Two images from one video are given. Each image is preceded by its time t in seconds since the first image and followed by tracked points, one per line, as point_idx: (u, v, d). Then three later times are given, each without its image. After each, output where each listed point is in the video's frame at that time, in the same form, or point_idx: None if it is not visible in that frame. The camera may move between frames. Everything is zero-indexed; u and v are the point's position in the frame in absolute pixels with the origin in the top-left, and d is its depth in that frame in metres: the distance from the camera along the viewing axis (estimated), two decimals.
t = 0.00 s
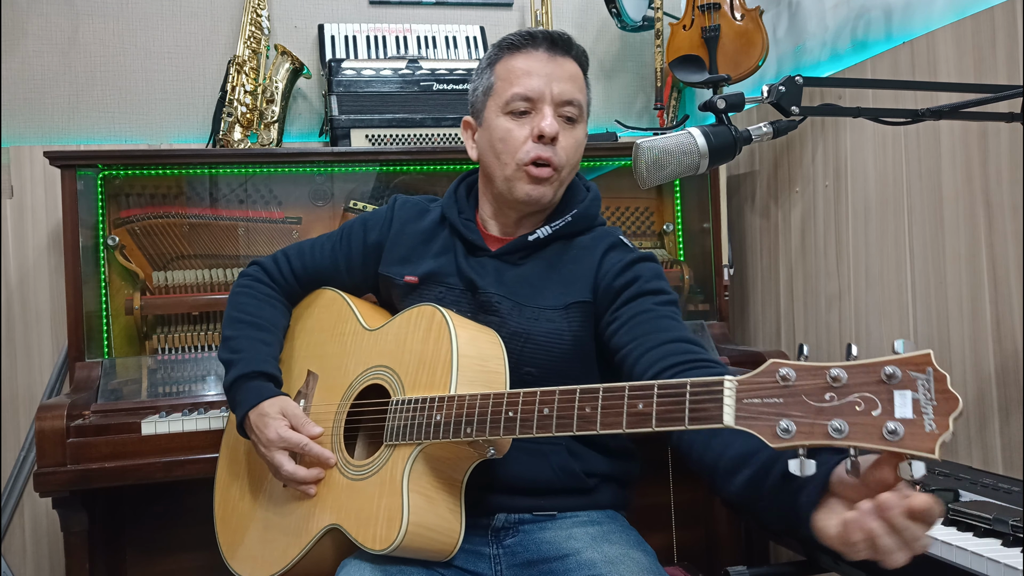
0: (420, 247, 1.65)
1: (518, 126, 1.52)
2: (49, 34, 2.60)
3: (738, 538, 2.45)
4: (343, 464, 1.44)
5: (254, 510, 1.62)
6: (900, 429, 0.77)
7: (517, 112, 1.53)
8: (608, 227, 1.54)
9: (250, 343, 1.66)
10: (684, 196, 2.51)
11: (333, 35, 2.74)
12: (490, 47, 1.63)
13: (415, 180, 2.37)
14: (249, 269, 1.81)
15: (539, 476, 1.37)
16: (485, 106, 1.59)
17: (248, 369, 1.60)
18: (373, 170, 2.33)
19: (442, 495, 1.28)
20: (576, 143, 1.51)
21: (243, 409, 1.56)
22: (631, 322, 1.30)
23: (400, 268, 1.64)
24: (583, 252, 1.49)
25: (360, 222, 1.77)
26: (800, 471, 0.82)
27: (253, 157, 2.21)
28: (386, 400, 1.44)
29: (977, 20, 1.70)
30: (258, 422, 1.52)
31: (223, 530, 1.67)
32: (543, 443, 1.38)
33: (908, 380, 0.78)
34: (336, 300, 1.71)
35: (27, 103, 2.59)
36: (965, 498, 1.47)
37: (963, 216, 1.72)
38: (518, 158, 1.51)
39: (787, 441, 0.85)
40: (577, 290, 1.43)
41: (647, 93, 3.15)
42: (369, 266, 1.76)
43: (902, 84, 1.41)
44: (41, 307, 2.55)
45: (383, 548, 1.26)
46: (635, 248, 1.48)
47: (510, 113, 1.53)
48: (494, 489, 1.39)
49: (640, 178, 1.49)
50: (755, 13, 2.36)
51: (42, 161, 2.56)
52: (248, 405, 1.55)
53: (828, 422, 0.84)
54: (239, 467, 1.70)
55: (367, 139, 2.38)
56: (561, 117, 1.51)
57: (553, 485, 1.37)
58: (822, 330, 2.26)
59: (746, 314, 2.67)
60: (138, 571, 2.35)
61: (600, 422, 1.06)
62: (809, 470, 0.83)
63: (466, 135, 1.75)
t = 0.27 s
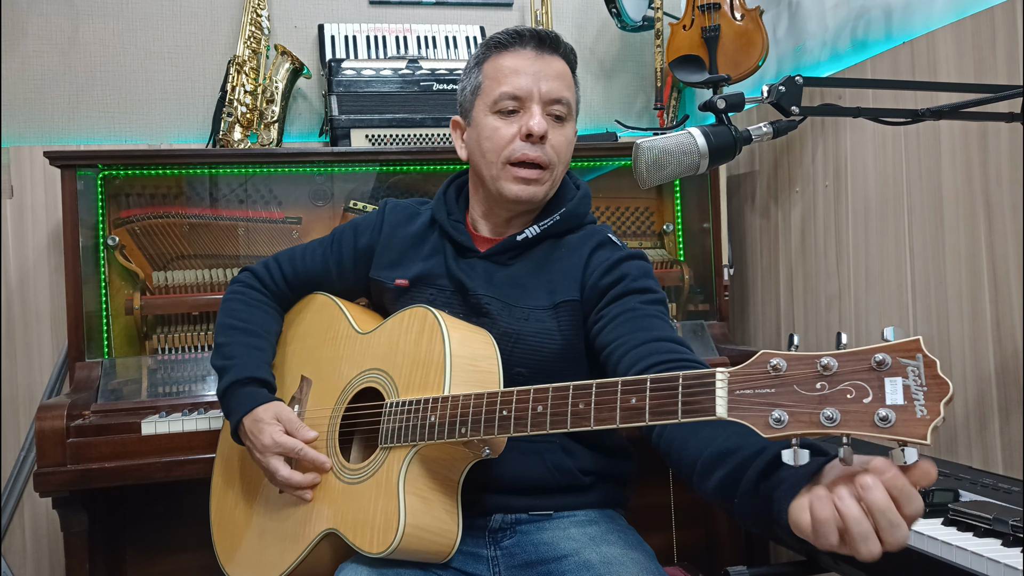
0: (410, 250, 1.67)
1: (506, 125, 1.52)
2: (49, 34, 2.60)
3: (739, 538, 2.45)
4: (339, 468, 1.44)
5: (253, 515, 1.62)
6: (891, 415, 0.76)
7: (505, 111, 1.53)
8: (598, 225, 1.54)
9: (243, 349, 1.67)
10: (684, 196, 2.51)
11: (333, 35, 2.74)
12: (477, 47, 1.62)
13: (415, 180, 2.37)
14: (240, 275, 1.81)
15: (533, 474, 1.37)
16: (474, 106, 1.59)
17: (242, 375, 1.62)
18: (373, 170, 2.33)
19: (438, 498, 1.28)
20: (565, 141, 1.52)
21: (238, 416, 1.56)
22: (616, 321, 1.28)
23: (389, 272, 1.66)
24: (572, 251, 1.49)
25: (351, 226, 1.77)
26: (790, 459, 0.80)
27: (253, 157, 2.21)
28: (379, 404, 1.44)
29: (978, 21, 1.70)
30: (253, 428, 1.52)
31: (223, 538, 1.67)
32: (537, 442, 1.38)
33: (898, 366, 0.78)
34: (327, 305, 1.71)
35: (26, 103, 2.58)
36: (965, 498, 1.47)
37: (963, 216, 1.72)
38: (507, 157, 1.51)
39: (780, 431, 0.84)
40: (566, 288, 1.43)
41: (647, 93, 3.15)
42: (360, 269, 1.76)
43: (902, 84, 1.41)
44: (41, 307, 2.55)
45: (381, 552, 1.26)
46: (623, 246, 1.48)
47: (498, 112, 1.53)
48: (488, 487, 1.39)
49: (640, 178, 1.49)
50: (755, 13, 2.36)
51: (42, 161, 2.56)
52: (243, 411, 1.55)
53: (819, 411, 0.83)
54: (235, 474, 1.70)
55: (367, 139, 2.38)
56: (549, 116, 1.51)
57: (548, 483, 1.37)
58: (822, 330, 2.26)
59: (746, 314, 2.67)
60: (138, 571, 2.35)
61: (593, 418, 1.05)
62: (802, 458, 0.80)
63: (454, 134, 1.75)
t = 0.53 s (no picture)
0: (403, 252, 1.67)
1: (501, 126, 1.52)
2: (49, 34, 2.60)
3: (738, 538, 2.45)
4: (335, 472, 1.44)
5: (251, 518, 1.62)
6: (877, 415, 0.76)
7: (499, 111, 1.52)
8: (592, 224, 1.53)
9: (239, 353, 1.66)
10: (684, 196, 2.51)
11: (334, 35, 2.74)
12: (469, 47, 1.62)
13: (414, 179, 2.37)
14: (236, 279, 1.81)
15: (529, 473, 1.37)
16: (467, 106, 1.59)
17: (237, 381, 1.60)
18: (373, 170, 2.33)
19: (433, 501, 1.28)
20: (560, 140, 1.52)
21: (233, 421, 1.56)
22: (613, 320, 1.28)
23: (383, 275, 1.66)
24: (567, 251, 1.48)
25: (344, 228, 1.77)
26: (776, 461, 0.81)
27: (252, 157, 2.21)
28: (373, 406, 1.44)
29: (977, 21, 1.70)
30: (249, 433, 1.52)
31: (222, 542, 1.67)
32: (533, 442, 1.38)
33: (884, 365, 0.78)
34: (321, 308, 1.72)
35: (27, 103, 2.58)
36: (965, 498, 1.47)
37: (963, 216, 1.72)
38: (503, 157, 1.50)
39: (766, 432, 0.84)
40: (559, 288, 1.42)
41: (647, 93, 3.15)
42: (354, 272, 1.77)
43: (902, 84, 1.41)
44: (41, 306, 2.55)
45: (375, 556, 1.26)
46: (617, 245, 1.47)
47: (493, 112, 1.53)
48: (485, 487, 1.39)
49: (640, 178, 1.48)
50: (755, 13, 2.36)
51: (42, 161, 2.56)
52: (239, 416, 1.56)
53: (805, 411, 0.83)
54: (233, 479, 1.70)
55: (367, 139, 2.38)
56: (543, 116, 1.51)
57: (545, 483, 1.37)
58: (822, 330, 2.26)
59: (746, 314, 2.67)
60: (138, 571, 2.35)
61: (582, 420, 1.06)
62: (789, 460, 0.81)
63: (449, 135, 1.75)
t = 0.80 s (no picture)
0: (401, 252, 1.67)
1: (502, 125, 1.52)
2: (49, 34, 2.60)
3: (738, 538, 2.45)
4: (334, 475, 1.44)
5: (252, 521, 1.62)
6: (874, 421, 0.76)
7: (501, 110, 1.52)
8: (591, 223, 1.52)
9: (238, 356, 1.66)
10: (684, 196, 2.51)
11: (334, 35, 2.74)
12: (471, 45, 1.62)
13: (414, 179, 2.37)
14: (235, 281, 1.81)
15: (528, 473, 1.37)
16: (469, 105, 1.59)
17: (236, 384, 1.60)
18: (373, 170, 2.33)
19: (432, 503, 1.28)
20: (561, 141, 1.52)
21: (233, 425, 1.56)
22: (610, 319, 1.27)
23: (381, 275, 1.66)
24: (565, 251, 1.48)
25: (342, 228, 1.77)
26: (773, 467, 0.82)
27: (253, 157, 2.21)
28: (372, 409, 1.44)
29: (977, 21, 1.70)
30: (248, 436, 1.53)
31: (223, 544, 1.68)
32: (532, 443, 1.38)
33: (881, 371, 0.78)
34: (320, 309, 1.72)
35: (26, 103, 2.58)
36: (965, 498, 1.47)
37: (963, 216, 1.73)
38: (504, 156, 1.50)
39: (763, 438, 0.85)
40: (557, 288, 1.42)
41: (647, 93, 3.15)
42: (353, 273, 1.77)
43: (902, 84, 1.41)
44: (41, 307, 2.55)
45: (375, 559, 1.27)
46: (615, 245, 1.48)
47: (494, 112, 1.53)
48: (484, 487, 1.39)
49: (640, 178, 1.49)
50: (755, 13, 2.36)
51: (42, 162, 2.56)
52: (238, 419, 1.56)
53: (802, 417, 0.83)
54: (234, 481, 1.71)
55: (367, 139, 2.38)
56: (545, 116, 1.51)
57: (544, 483, 1.37)
58: (822, 330, 2.26)
59: (746, 314, 2.67)
60: (138, 571, 2.35)
61: (579, 425, 1.05)
62: (788, 465, 0.83)
63: (449, 133, 1.74)
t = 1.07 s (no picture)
0: (397, 253, 1.67)
1: (504, 124, 1.52)
2: (49, 34, 2.60)
3: (739, 538, 2.45)
4: (333, 478, 1.44)
5: (251, 525, 1.62)
6: (875, 429, 0.77)
7: (503, 110, 1.52)
8: (588, 224, 1.54)
9: (235, 359, 1.66)
10: (684, 196, 2.51)
11: (334, 35, 2.74)
12: (474, 43, 1.62)
13: (414, 179, 2.37)
14: (230, 283, 1.81)
15: (527, 474, 1.37)
16: (470, 103, 1.59)
17: (234, 388, 1.61)
18: (373, 170, 2.33)
19: (431, 506, 1.28)
20: (561, 142, 1.52)
21: (231, 429, 1.56)
22: (608, 321, 1.27)
23: (378, 276, 1.66)
24: (562, 251, 1.49)
25: (339, 230, 1.77)
26: (774, 475, 0.83)
27: (253, 157, 2.21)
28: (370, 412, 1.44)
29: (977, 21, 1.70)
30: (246, 440, 1.52)
31: (222, 550, 1.67)
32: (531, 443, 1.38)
33: (881, 378, 0.78)
34: (317, 311, 1.72)
35: (27, 103, 2.58)
36: (965, 498, 1.47)
37: (963, 216, 1.73)
38: (504, 156, 1.50)
39: (763, 446, 0.85)
40: (555, 290, 1.42)
41: (647, 93, 3.15)
42: (349, 274, 1.77)
43: (902, 84, 1.41)
44: (41, 307, 2.55)
45: (374, 563, 1.26)
46: (612, 245, 1.48)
47: (496, 111, 1.53)
48: (484, 488, 1.39)
49: (640, 178, 1.49)
50: (755, 13, 2.36)
51: (42, 162, 2.56)
52: (236, 423, 1.56)
53: (803, 424, 0.83)
54: (231, 486, 1.71)
55: (367, 139, 2.38)
56: (547, 116, 1.51)
57: (543, 484, 1.37)
58: (822, 329, 2.26)
59: (746, 313, 2.67)
60: (138, 571, 2.35)
61: (578, 431, 1.05)
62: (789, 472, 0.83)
63: (449, 130, 1.74)
